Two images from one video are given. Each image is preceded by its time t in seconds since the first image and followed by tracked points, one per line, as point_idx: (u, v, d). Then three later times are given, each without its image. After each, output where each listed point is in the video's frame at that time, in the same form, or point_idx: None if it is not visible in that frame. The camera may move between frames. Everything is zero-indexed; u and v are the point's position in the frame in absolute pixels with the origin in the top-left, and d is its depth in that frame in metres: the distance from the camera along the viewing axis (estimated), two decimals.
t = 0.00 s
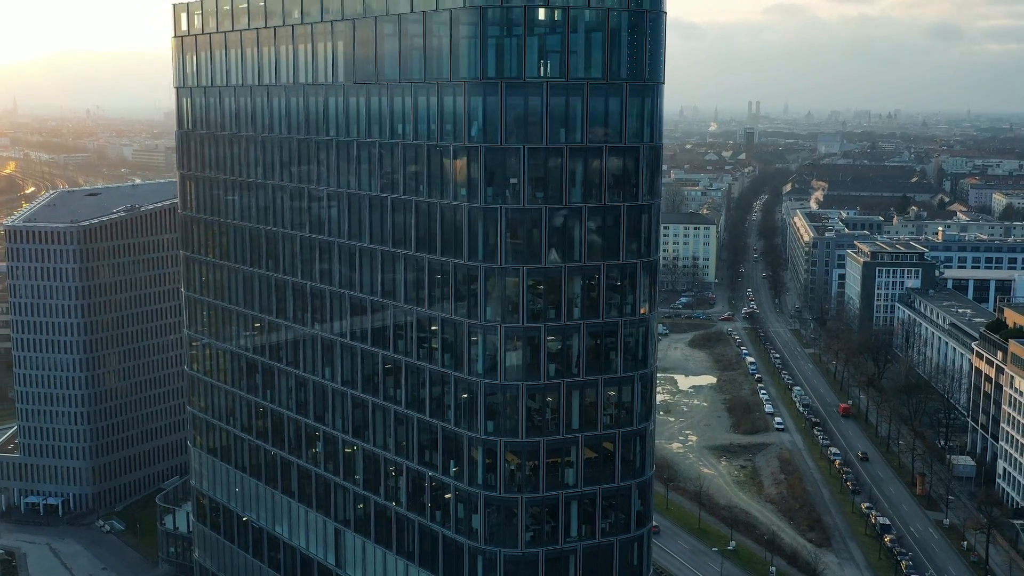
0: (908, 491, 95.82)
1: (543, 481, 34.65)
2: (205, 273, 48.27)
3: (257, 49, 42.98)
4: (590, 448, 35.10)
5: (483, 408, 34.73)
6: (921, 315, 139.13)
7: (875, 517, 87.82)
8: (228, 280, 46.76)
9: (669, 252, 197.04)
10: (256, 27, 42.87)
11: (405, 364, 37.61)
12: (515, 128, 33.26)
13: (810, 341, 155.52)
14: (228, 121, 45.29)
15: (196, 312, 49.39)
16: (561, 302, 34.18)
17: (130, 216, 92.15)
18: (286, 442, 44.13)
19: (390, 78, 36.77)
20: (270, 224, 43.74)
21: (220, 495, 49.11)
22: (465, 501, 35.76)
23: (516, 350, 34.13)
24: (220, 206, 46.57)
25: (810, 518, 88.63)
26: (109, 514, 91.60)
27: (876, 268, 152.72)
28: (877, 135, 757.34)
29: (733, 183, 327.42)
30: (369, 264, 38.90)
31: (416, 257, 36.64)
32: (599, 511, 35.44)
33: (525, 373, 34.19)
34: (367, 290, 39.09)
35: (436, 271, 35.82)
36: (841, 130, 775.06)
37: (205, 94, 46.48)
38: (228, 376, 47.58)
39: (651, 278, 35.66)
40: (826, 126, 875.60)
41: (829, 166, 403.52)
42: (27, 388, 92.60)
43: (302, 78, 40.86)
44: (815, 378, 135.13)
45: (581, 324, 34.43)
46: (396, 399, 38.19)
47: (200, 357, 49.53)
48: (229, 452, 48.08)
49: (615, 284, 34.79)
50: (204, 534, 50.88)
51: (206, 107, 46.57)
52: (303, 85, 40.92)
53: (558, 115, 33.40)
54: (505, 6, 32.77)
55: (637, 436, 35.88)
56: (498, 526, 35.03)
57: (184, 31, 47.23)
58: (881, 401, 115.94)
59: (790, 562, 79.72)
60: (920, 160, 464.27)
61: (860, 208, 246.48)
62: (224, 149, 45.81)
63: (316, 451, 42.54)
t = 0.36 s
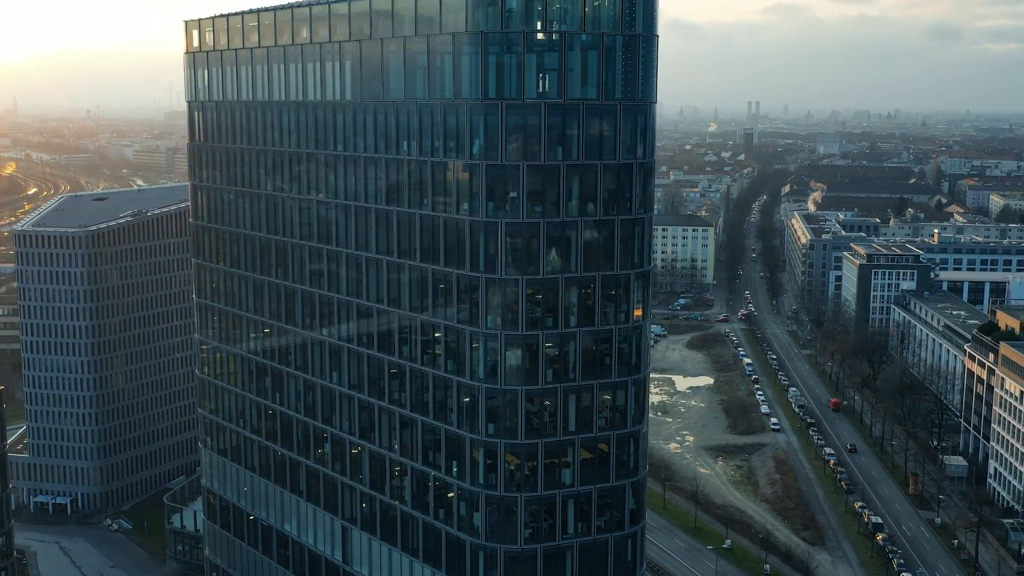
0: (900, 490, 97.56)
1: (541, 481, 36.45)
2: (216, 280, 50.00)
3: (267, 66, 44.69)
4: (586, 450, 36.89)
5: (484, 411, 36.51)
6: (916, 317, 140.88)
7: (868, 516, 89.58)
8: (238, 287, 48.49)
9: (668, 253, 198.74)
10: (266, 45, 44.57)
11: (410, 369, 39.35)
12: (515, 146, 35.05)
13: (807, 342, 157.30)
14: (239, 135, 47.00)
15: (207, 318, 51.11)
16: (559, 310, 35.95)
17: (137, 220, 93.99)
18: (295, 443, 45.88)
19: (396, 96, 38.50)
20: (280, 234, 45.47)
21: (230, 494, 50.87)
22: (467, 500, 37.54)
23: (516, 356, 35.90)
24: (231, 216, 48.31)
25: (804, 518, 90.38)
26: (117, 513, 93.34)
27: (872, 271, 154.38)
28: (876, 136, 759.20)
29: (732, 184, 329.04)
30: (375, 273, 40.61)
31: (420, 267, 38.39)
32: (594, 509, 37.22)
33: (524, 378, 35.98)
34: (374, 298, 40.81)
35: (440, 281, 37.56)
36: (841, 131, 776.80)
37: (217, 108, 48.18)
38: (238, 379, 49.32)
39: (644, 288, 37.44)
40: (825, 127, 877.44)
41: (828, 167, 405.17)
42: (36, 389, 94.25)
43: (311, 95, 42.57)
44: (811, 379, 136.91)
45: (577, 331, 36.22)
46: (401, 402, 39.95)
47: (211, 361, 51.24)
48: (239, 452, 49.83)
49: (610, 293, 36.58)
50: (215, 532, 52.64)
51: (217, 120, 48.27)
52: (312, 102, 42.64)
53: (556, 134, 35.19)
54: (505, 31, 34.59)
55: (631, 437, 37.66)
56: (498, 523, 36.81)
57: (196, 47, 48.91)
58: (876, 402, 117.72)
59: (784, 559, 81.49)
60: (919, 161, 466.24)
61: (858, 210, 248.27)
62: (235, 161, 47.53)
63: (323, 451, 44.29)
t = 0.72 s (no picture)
0: (894, 489, 99.35)
1: (539, 480, 38.31)
2: (227, 286, 51.79)
3: (277, 82, 46.49)
4: (583, 450, 38.73)
5: (486, 413, 38.36)
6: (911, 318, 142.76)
7: (860, 514, 91.46)
8: (248, 293, 50.31)
9: (666, 254, 200.68)
10: (276, 61, 46.38)
11: (415, 372, 41.20)
12: (516, 162, 36.90)
13: (804, 343, 159.20)
14: (250, 146, 48.82)
15: (218, 322, 52.90)
16: (557, 317, 37.78)
17: (145, 225, 95.82)
18: (303, 444, 47.70)
19: (402, 114, 40.30)
20: (289, 242, 47.32)
21: (239, 492, 52.70)
22: (469, 498, 39.41)
23: (516, 361, 37.77)
24: (242, 225, 50.12)
25: (799, 516, 92.20)
26: (125, 511, 95.24)
27: (868, 273, 155.33)
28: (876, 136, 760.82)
29: (731, 185, 330.60)
30: (381, 281, 42.41)
31: (424, 276, 40.20)
32: (590, 507, 39.06)
33: (523, 382, 37.84)
34: (380, 304, 42.63)
35: (443, 289, 39.38)
36: (840, 131, 778.55)
37: (228, 121, 49.98)
38: (248, 382, 51.13)
39: (638, 296, 39.26)
40: (825, 127, 879.36)
41: (827, 168, 407.07)
42: (45, 390, 96.03)
43: (320, 110, 44.36)
44: (807, 380, 138.77)
45: (574, 337, 38.05)
46: (406, 405, 41.76)
47: (221, 364, 53.06)
48: (249, 452, 51.67)
49: (606, 301, 38.38)
50: (225, 530, 54.47)
51: (229, 132, 50.04)
52: (320, 116, 44.44)
53: (553, 150, 37.02)
54: (505, 53, 36.49)
55: (626, 439, 39.47)
56: (499, 520, 38.68)
57: (208, 62, 50.70)
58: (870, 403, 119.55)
59: (778, 557, 83.34)
60: (917, 162, 468.10)
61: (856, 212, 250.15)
62: (246, 172, 49.32)
63: (331, 452, 46.12)
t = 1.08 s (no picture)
0: (887, 488, 101.20)
1: (538, 478, 40.19)
2: (237, 292, 53.64)
3: (285, 96, 48.34)
4: (579, 450, 40.58)
5: (487, 415, 40.27)
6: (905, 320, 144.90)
7: (853, 513, 93.33)
8: (258, 299, 52.17)
9: (665, 256, 202.59)
10: (284, 76, 48.20)
11: (419, 376, 43.04)
12: (516, 177, 38.81)
13: (801, 344, 161.02)
14: (259, 158, 50.67)
15: (228, 326, 54.73)
16: (554, 324, 39.65)
17: (152, 229, 97.71)
18: (311, 444, 49.56)
19: (407, 129, 42.17)
20: (297, 250, 49.15)
21: (249, 491, 54.58)
22: (470, 495, 41.31)
23: (515, 366, 39.65)
24: (251, 232, 51.96)
25: (793, 515, 94.06)
26: (132, 510, 97.15)
27: (864, 275, 158.06)
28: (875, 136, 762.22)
29: (730, 186, 332.41)
30: (386, 288, 44.25)
31: (428, 283, 42.04)
32: (586, 504, 40.91)
33: (522, 385, 39.74)
34: (385, 311, 44.45)
35: (446, 297, 41.25)
36: (839, 131, 780.02)
37: (238, 133, 51.83)
38: (257, 384, 53.01)
39: (632, 303, 41.08)
40: (824, 127, 880.86)
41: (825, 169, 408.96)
42: (54, 392, 97.86)
43: (328, 124, 46.19)
44: (803, 381, 140.67)
45: (571, 342, 39.92)
46: (410, 407, 43.64)
47: (231, 367, 54.92)
48: (258, 452, 53.53)
49: (601, 308, 40.25)
50: (234, 527, 56.35)
51: (239, 143, 51.89)
52: (328, 130, 46.27)
53: (551, 164, 38.92)
54: (504, 72, 38.42)
55: (620, 439, 41.30)
56: (499, 516, 40.56)
57: (218, 76, 52.51)
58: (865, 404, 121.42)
59: (772, 554, 85.17)
60: (916, 163, 469.79)
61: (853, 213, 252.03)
62: (256, 182, 51.16)
63: (337, 451, 47.99)
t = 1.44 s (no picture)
0: (880, 488, 103.08)
1: (536, 477, 42.12)
2: (247, 298, 55.53)
3: (294, 110, 50.21)
4: (576, 450, 42.48)
5: (488, 417, 42.18)
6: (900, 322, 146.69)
7: (846, 512, 95.19)
8: (267, 305, 54.05)
9: (663, 258, 204.44)
10: (293, 91, 50.06)
11: (423, 380, 44.92)
12: (515, 190, 40.72)
13: (797, 345, 162.84)
14: (268, 169, 52.53)
15: (238, 331, 56.62)
16: (552, 330, 41.58)
17: (158, 233, 99.60)
18: (318, 445, 51.45)
19: (411, 143, 44.04)
20: (305, 257, 51.02)
21: (258, 489, 56.50)
22: (472, 493, 43.21)
23: (515, 370, 41.57)
24: (261, 240, 53.84)
25: (788, 514, 95.91)
26: (140, 509, 99.11)
27: (860, 277, 159.99)
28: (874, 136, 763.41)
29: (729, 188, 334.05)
30: (392, 295, 46.12)
31: (431, 291, 43.92)
32: (582, 502, 42.81)
33: (521, 389, 41.67)
34: (391, 317, 46.31)
35: (449, 304, 43.14)
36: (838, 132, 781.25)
37: (248, 145, 53.70)
38: (266, 387, 54.88)
39: (627, 309, 42.98)
40: (824, 127, 882.07)
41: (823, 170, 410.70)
42: (63, 393, 99.71)
43: (335, 137, 48.08)
44: (799, 381, 142.52)
45: (567, 347, 41.84)
46: (414, 409, 45.53)
47: (241, 370, 56.81)
48: (267, 452, 55.43)
49: (597, 314, 42.15)
50: (244, 525, 58.26)
51: (249, 155, 53.77)
52: (335, 143, 48.15)
53: (549, 179, 40.83)
54: (504, 90, 40.33)
55: (615, 440, 43.19)
56: (499, 514, 42.45)
57: (229, 89, 54.36)
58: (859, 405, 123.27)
59: (766, 552, 87.01)
60: (915, 164, 471.05)
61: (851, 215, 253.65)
62: (265, 192, 53.05)
63: (344, 451, 49.88)
